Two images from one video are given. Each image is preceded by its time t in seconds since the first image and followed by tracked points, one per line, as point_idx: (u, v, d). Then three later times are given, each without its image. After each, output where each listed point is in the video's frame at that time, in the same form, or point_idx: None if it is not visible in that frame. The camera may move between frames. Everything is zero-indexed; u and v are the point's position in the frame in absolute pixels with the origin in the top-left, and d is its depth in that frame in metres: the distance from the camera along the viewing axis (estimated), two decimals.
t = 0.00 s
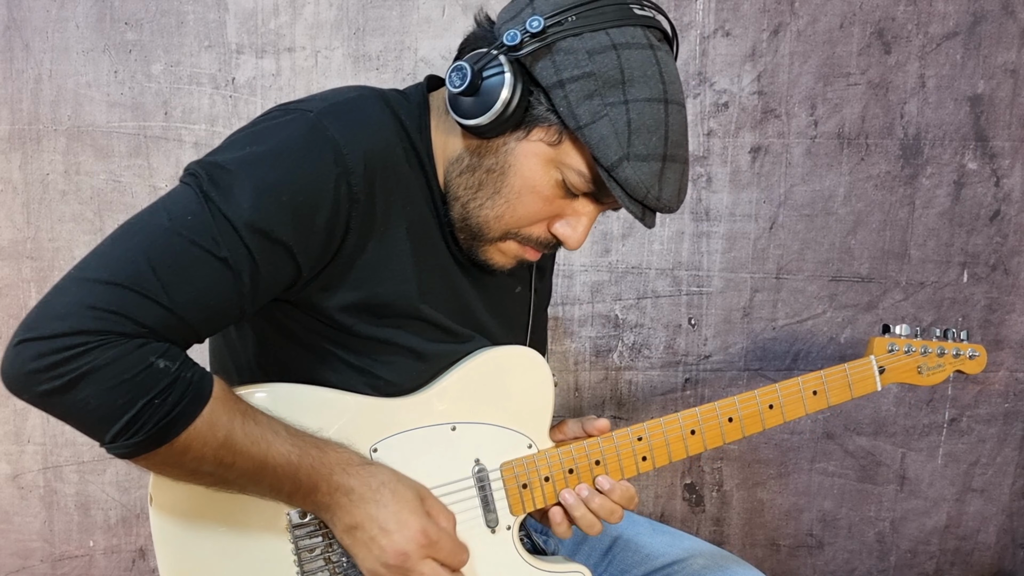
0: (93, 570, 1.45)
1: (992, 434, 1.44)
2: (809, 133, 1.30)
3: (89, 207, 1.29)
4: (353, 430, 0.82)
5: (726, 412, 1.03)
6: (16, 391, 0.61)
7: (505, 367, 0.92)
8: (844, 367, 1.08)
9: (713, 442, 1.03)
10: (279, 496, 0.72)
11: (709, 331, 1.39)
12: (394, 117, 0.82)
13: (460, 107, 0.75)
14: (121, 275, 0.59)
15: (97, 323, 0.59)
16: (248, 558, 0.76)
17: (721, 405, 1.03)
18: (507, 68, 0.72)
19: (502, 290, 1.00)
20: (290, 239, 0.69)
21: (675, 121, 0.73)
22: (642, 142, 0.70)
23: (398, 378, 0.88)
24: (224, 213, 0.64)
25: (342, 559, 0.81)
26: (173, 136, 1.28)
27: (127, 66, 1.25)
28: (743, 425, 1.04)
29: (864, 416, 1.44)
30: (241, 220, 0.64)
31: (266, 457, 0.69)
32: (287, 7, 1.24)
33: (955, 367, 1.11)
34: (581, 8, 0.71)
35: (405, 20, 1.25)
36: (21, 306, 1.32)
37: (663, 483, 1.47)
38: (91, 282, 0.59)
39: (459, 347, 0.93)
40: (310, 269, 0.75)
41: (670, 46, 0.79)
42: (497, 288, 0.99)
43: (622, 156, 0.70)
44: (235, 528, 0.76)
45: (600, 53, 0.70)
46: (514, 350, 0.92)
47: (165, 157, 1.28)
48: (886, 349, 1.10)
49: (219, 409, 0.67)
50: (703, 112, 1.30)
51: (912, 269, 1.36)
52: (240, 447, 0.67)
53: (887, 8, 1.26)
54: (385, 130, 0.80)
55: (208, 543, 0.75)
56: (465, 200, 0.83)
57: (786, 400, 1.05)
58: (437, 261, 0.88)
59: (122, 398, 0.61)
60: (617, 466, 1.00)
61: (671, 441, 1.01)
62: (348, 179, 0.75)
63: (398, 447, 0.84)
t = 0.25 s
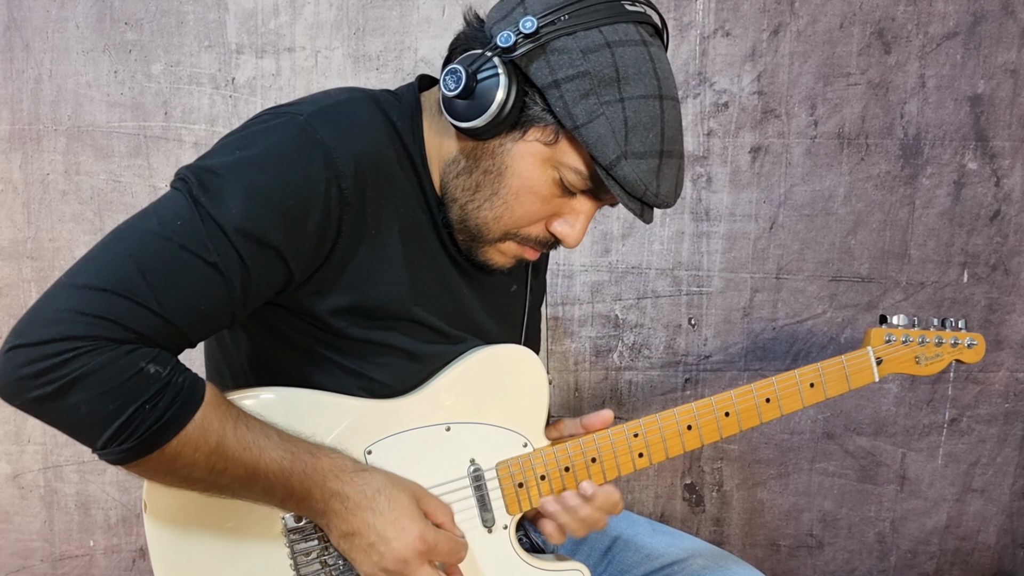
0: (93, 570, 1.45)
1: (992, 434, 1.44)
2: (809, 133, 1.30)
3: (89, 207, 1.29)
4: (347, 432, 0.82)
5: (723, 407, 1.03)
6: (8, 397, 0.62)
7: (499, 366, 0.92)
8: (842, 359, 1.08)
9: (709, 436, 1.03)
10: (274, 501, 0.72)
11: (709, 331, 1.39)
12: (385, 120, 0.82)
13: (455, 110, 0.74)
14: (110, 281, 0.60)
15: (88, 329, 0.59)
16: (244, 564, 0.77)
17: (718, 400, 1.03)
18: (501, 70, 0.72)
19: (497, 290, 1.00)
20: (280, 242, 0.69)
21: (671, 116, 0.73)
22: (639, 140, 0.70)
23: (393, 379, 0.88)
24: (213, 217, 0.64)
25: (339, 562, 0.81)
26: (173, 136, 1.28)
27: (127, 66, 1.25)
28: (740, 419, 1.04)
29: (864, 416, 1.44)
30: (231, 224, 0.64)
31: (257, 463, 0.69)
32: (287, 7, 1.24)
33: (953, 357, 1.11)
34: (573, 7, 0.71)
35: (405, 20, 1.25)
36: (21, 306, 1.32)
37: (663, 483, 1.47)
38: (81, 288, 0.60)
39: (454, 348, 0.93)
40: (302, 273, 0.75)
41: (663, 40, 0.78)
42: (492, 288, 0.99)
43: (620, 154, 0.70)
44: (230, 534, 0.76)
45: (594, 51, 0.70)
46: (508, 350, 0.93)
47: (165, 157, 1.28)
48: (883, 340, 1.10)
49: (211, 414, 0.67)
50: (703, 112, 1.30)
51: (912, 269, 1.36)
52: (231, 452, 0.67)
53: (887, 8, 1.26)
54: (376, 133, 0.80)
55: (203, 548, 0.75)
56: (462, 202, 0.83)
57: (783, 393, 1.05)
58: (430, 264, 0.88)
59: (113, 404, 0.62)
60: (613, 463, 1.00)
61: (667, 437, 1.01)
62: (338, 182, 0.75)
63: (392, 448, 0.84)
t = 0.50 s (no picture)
0: (93, 570, 1.45)
1: (992, 434, 1.44)
2: (809, 133, 1.30)
3: (89, 207, 1.29)
4: (346, 432, 0.82)
5: (725, 408, 1.03)
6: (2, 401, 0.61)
7: (498, 365, 0.91)
8: (846, 360, 1.08)
9: (711, 437, 1.03)
10: (271, 501, 0.72)
11: (709, 331, 1.39)
12: (379, 120, 0.82)
13: (445, 107, 0.74)
14: (104, 283, 0.59)
15: (82, 332, 0.59)
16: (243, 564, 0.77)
17: (720, 400, 1.03)
18: (489, 64, 0.72)
19: (495, 289, 1.00)
20: (275, 243, 0.69)
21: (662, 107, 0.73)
22: (630, 130, 0.70)
23: (391, 379, 0.88)
24: (207, 219, 0.64)
25: (338, 562, 0.81)
26: (173, 136, 1.28)
27: (127, 66, 1.25)
28: (743, 420, 1.04)
29: (865, 416, 1.44)
30: (225, 226, 0.64)
31: (254, 462, 0.69)
32: (287, 7, 1.24)
33: (959, 357, 1.11)
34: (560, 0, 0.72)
35: (405, 20, 1.25)
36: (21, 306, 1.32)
37: (663, 483, 1.47)
38: (76, 291, 0.60)
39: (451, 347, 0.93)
40: (297, 273, 0.75)
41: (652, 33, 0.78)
42: (490, 285, 0.99)
43: (611, 145, 0.70)
44: (229, 535, 0.76)
45: (582, 43, 0.70)
46: (507, 348, 0.92)
47: (165, 157, 1.28)
48: (888, 340, 1.10)
49: (206, 416, 0.67)
50: (703, 112, 1.30)
51: (912, 269, 1.36)
52: (228, 452, 0.67)
53: (888, 8, 1.26)
54: (370, 134, 0.80)
55: (202, 550, 0.75)
56: (455, 198, 0.83)
57: (786, 394, 1.05)
58: (426, 263, 0.88)
59: (108, 408, 0.62)
60: (615, 465, 1.00)
61: (668, 438, 1.01)
62: (332, 183, 0.75)
63: (392, 449, 0.84)
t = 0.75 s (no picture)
0: (93, 570, 1.45)
1: (992, 434, 1.44)
2: (809, 133, 1.30)
3: (89, 207, 1.29)
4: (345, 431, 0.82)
5: (725, 407, 1.03)
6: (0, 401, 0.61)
7: (496, 364, 0.91)
8: (846, 358, 1.08)
9: (711, 437, 1.03)
10: (270, 501, 0.72)
11: (709, 331, 1.39)
12: (376, 119, 0.82)
13: (443, 103, 0.74)
14: (102, 282, 0.59)
15: (80, 332, 0.59)
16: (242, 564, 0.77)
17: (720, 400, 1.03)
18: (486, 60, 0.72)
19: (493, 288, 1.00)
20: (272, 242, 0.69)
21: (659, 101, 0.73)
22: (627, 124, 0.70)
23: (389, 378, 0.88)
24: (205, 218, 0.64)
25: (337, 562, 0.81)
26: (173, 136, 1.28)
27: (127, 66, 1.25)
28: (743, 419, 1.04)
29: (864, 416, 1.44)
30: (222, 224, 0.64)
31: (253, 461, 0.69)
32: (287, 7, 1.24)
33: (960, 355, 1.11)
34: None
35: (405, 20, 1.25)
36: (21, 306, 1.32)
37: (663, 483, 1.47)
38: (74, 290, 0.60)
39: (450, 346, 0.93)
40: (294, 272, 0.75)
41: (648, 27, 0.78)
42: (488, 284, 0.99)
43: (609, 139, 0.70)
44: (228, 535, 0.76)
45: (578, 38, 0.70)
46: (505, 348, 0.92)
47: (165, 157, 1.28)
48: (889, 338, 1.10)
49: (205, 415, 0.67)
50: (703, 112, 1.30)
51: (912, 269, 1.36)
52: (228, 452, 0.67)
53: (888, 8, 1.26)
54: (367, 132, 0.80)
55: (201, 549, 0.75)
56: (453, 195, 0.83)
57: (786, 392, 1.05)
58: (424, 262, 0.88)
59: (107, 407, 0.62)
60: (614, 464, 0.99)
61: (668, 438, 1.01)
62: (329, 181, 0.74)
63: (390, 449, 0.84)
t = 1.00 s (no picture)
0: (93, 570, 1.45)
1: (992, 434, 1.44)
2: (809, 133, 1.30)
3: (89, 207, 1.29)
4: (346, 430, 0.82)
5: (725, 406, 1.03)
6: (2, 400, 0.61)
7: (497, 362, 0.91)
8: (843, 356, 1.08)
9: (711, 436, 1.03)
10: (272, 498, 0.72)
11: (709, 331, 1.39)
12: (376, 117, 0.82)
13: (444, 101, 0.74)
14: (103, 281, 0.59)
15: (81, 330, 0.59)
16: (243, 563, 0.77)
17: (719, 399, 1.03)
18: (487, 58, 0.72)
19: (494, 286, 1.00)
20: (272, 240, 0.69)
21: (659, 96, 0.73)
22: (629, 119, 0.70)
23: (390, 377, 0.88)
24: (205, 216, 0.64)
25: (339, 562, 0.81)
26: (173, 136, 1.28)
27: (127, 66, 1.25)
28: (743, 418, 1.04)
29: (864, 416, 1.44)
30: (223, 222, 0.64)
31: (255, 459, 0.69)
32: (287, 7, 1.24)
33: (955, 355, 1.09)
34: None
35: (405, 19, 1.25)
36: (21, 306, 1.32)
37: (663, 483, 1.47)
38: (75, 289, 0.60)
39: (450, 345, 0.93)
40: (295, 270, 0.75)
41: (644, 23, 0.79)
42: (488, 283, 0.99)
43: (611, 133, 0.70)
44: (229, 534, 0.76)
45: (579, 34, 0.70)
46: (506, 347, 0.92)
47: (165, 157, 1.28)
48: (885, 337, 1.10)
49: (207, 413, 0.67)
50: (703, 112, 1.30)
51: (912, 269, 1.36)
52: (229, 450, 0.67)
53: (887, 8, 1.26)
54: (367, 131, 0.80)
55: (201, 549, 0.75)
56: (455, 193, 0.83)
57: (786, 392, 1.04)
58: (424, 260, 0.88)
59: (109, 405, 0.62)
60: (614, 462, 1.00)
61: (668, 436, 1.01)
62: (330, 179, 0.74)
63: (391, 448, 0.84)
